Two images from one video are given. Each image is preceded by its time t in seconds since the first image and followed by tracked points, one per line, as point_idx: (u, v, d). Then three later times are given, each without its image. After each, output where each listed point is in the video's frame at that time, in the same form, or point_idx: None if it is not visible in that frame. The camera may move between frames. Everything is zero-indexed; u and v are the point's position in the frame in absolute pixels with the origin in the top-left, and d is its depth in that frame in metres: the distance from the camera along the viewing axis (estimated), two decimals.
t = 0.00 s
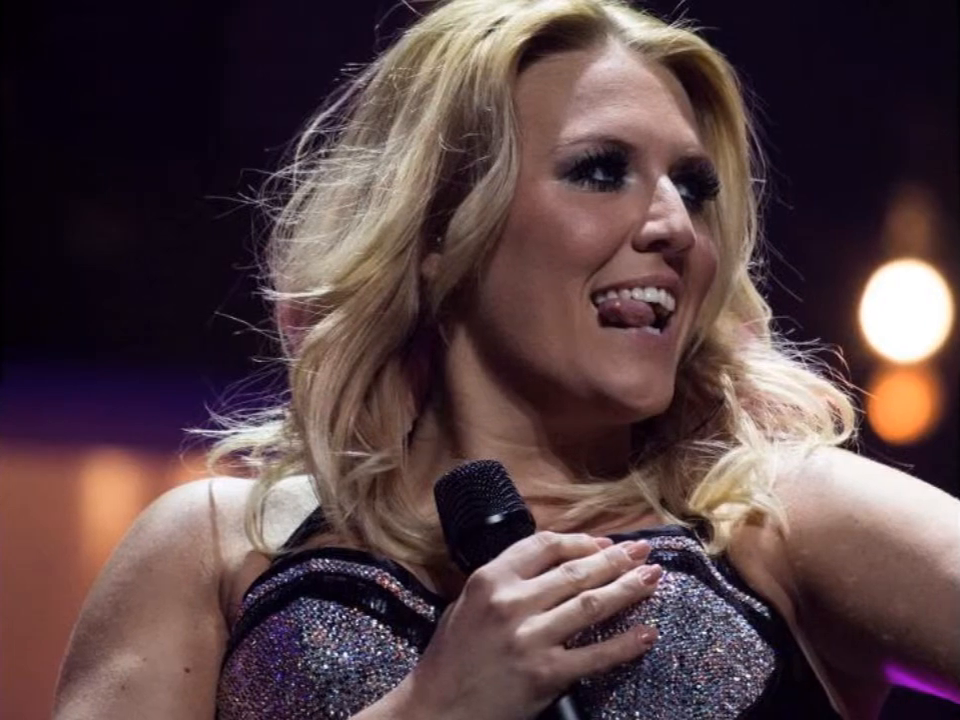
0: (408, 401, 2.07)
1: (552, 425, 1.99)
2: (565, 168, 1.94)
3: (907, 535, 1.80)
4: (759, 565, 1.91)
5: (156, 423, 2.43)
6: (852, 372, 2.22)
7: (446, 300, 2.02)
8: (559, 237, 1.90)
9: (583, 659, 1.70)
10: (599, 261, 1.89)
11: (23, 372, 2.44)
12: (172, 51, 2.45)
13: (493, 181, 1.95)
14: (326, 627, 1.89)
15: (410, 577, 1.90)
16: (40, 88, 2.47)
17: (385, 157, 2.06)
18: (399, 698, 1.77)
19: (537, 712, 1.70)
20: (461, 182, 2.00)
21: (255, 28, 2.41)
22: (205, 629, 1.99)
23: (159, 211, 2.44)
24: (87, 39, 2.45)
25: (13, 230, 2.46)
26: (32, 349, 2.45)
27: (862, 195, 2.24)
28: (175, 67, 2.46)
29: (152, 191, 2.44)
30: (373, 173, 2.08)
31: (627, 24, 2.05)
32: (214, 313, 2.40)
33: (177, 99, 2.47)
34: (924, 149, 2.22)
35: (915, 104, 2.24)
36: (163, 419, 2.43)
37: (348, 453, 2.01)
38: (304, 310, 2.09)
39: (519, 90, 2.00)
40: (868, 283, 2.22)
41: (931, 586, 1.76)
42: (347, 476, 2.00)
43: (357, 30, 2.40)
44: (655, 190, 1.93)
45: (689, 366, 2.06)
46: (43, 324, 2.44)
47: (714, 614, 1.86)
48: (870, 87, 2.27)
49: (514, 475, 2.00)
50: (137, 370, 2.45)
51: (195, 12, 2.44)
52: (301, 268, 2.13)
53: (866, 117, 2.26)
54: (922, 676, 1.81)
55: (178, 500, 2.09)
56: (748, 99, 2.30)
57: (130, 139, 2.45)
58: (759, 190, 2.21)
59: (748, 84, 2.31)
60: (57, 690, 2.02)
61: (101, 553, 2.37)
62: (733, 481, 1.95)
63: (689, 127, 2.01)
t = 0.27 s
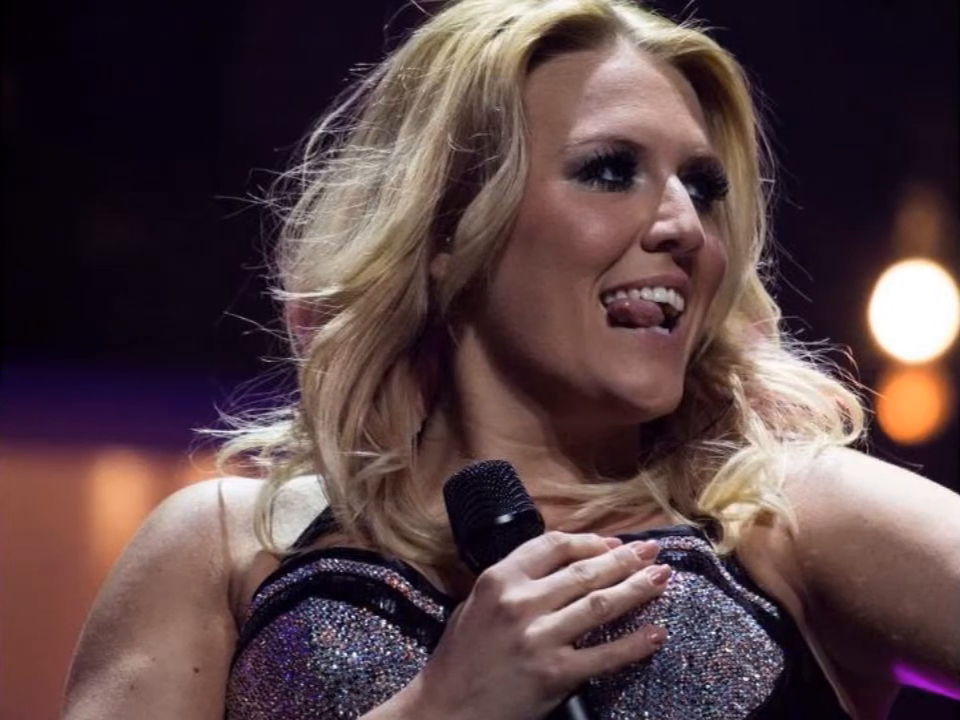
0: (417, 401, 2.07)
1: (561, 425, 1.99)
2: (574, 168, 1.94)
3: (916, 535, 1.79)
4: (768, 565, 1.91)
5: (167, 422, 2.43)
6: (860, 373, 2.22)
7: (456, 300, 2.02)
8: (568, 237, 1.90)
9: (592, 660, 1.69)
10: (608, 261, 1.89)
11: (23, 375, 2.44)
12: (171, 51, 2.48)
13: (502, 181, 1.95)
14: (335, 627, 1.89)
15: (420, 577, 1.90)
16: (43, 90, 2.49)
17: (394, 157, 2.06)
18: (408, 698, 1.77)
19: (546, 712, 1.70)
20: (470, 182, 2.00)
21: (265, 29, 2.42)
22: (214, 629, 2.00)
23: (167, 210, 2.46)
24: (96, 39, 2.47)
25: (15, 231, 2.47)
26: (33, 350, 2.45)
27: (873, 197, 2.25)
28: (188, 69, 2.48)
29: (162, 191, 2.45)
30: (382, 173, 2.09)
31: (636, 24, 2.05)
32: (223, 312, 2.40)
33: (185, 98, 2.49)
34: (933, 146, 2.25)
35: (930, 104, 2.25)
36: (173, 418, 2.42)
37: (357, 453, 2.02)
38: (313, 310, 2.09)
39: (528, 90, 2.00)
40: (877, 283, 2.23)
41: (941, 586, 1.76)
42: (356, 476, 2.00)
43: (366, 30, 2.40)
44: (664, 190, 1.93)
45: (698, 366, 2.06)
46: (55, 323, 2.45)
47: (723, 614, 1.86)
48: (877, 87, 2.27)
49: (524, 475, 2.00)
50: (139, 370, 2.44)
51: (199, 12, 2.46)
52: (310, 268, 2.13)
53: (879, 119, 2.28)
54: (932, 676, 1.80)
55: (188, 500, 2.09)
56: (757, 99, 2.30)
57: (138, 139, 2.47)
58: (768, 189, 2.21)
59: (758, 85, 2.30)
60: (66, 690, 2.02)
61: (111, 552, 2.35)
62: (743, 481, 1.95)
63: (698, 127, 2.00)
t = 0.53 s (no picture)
0: (427, 401, 2.07)
1: (571, 424, 1.99)
2: (583, 168, 1.94)
3: (926, 535, 1.79)
4: (777, 565, 1.90)
5: (176, 420, 2.43)
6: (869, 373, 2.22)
7: (465, 301, 2.02)
8: (577, 237, 1.90)
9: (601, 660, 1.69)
10: (617, 261, 1.89)
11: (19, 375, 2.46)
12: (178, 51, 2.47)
13: (511, 181, 1.96)
14: (344, 627, 1.89)
15: (429, 577, 1.90)
16: (45, 91, 2.48)
17: (404, 157, 2.07)
18: (417, 699, 1.77)
19: (555, 712, 1.69)
20: (478, 182, 2.00)
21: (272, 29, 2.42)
22: (223, 629, 1.99)
23: (171, 211, 2.44)
24: (103, 40, 2.48)
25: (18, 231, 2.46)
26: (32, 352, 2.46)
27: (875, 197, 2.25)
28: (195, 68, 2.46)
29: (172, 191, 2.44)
30: (391, 173, 2.09)
31: (645, 24, 2.05)
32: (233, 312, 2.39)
33: (186, 105, 2.46)
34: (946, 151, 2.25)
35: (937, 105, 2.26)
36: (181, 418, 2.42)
37: (366, 453, 2.02)
38: (323, 310, 2.10)
39: (537, 90, 2.00)
40: (886, 282, 2.23)
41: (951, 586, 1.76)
42: (366, 476, 2.00)
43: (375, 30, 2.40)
44: (674, 190, 1.92)
45: (708, 366, 2.06)
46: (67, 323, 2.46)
47: (733, 614, 1.86)
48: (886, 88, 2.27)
49: (533, 475, 2.00)
50: (138, 370, 2.43)
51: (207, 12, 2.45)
52: (319, 268, 2.13)
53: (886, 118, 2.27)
54: (942, 676, 1.80)
55: (196, 500, 2.09)
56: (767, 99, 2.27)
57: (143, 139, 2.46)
58: (778, 189, 2.20)
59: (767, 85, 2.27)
60: (75, 690, 2.02)
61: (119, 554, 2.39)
62: (752, 481, 1.95)
63: (708, 128, 2.00)
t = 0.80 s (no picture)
0: (436, 401, 2.07)
1: (580, 424, 1.98)
2: (592, 168, 1.94)
3: (934, 535, 1.79)
4: (787, 565, 1.91)
5: (186, 423, 2.45)
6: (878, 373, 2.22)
7: (474, 301, 2.02)
8: (586, 237, 1.90)
9: (610, 660, 1.69)
10: (626, 261, 1.89)
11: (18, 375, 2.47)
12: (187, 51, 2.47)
13: (521, 181, 1.96)
14: (353, 627, 1.89)
15: (438, 577, 1.90)
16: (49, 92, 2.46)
17: (413, 157, 2.07)
18: (426, 698, 1.77)
19: (564, 712, 1.69)
20: (487, 182, 2.00)
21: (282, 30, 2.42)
22: (232, 629, 1.99)
23: (180, 212, 2.44)
24: (105, 41, 2.45)
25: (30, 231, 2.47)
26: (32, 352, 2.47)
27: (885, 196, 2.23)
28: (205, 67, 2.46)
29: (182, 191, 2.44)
30: (400, 173, 2.10)
31: (654, 24, 2.05)
32: (242, 312, 2.40)
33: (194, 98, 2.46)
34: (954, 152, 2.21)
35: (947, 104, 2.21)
36: (190, 424, 2.45)
37: (375, 453, 2.02)
38: (332, 310, 2.10)
39: (546, 90, 2.00)
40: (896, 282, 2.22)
41: None
42: (374, 476, 2.00)
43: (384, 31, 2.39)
44: (683, 190, 1.92)
45: (717, 366, 2.06)
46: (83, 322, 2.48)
47: (742, 614, 1.85)
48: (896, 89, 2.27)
49: (542, 475, 2.00)
50: (142, 371, 2.47)
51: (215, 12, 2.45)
52: (328, 268, 2.14)
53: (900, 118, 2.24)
54: (952, 676, 1.80)
55: (205, 501, 2.09)
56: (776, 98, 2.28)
57: (146, 140, 2.46)
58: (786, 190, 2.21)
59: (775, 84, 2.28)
60: (85, 690, 2.02)
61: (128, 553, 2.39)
62: (761, 481, 1.94)
63: (717, 128, 2.00)
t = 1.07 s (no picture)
0: (445, 400, 2.07)
1: (589, 424, 1.98)
2: (601, 168, 1.94)
3: (945, 535, 1.78)
4: (796, 565, 1.90)
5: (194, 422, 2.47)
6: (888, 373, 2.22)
7: (483, 301, 2.02)
8: (595, 237, 1.90)
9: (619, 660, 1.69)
10: (636, 260, 1.89)
11: (19, 376, 2.50)
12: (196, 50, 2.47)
13: (530, 181, 1.96)
14: (362, 627, 1.89)
15: (447, 576, 1.90)
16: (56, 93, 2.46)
17: (422, 156, 2.08)
18: (435, 698, 1.77)
19: (573, 712, 1.69)
20: (496, 182, 2.00)
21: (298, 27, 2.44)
22: (242, 629, 1.99)
23: (188, 213, 2.45)
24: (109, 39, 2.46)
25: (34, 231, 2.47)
26: (30, 351, 2.48)
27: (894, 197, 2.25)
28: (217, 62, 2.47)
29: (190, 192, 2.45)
30: (409, 173, 2.10)
31: (664, 24, 2.05)
32: (252, 312, 2.42)
33: (200, 98, 2.46)
34: None
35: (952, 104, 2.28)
36: (197, 423, 2.46)
37: (384, 453, 2.02)
38: (341, 310, 2.10)
39: (555, 90, 2.00)
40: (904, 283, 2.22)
41: None
42: (384, 476, 2.00)
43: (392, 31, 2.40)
44: (692, 190, 1.92)
45: (726, 365, 2.06)
46: (90, 324, 2.48)
47: (751, 614, 1.85)
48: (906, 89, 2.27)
49: (552, 475, 2.00)
50: (148, 372, 2.48)
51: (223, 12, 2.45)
52: (338, 268, 2.14)
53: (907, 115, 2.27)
54: None
55: (215, 500, 2.09)
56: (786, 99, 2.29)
57: (145, 139, 2.45)
58: (796, 189, 2.21)
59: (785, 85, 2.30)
60: (95, 690, 2.02)
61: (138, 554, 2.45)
62: (770, 481, 1.94)
63: (726, 128, 2.00)
